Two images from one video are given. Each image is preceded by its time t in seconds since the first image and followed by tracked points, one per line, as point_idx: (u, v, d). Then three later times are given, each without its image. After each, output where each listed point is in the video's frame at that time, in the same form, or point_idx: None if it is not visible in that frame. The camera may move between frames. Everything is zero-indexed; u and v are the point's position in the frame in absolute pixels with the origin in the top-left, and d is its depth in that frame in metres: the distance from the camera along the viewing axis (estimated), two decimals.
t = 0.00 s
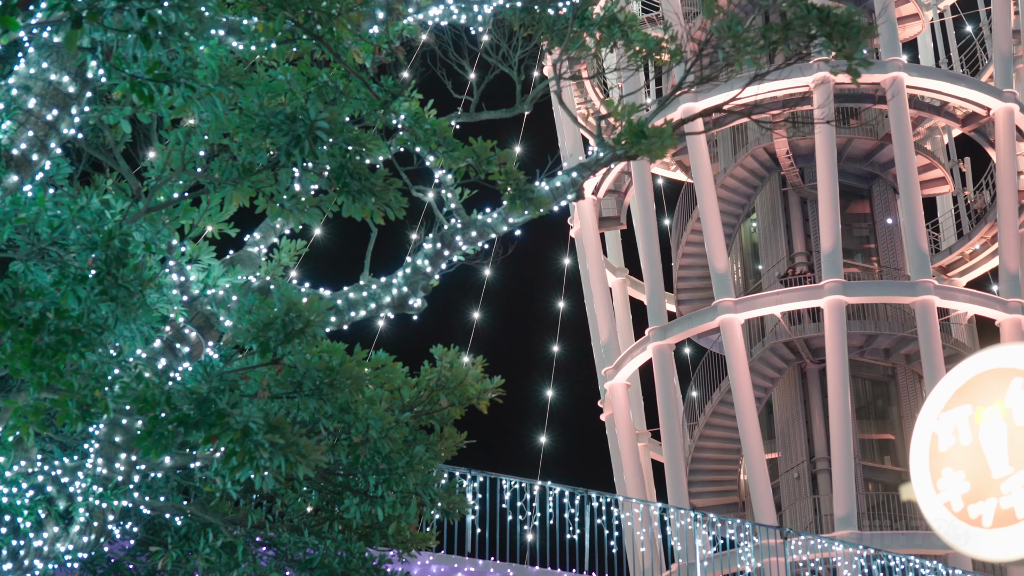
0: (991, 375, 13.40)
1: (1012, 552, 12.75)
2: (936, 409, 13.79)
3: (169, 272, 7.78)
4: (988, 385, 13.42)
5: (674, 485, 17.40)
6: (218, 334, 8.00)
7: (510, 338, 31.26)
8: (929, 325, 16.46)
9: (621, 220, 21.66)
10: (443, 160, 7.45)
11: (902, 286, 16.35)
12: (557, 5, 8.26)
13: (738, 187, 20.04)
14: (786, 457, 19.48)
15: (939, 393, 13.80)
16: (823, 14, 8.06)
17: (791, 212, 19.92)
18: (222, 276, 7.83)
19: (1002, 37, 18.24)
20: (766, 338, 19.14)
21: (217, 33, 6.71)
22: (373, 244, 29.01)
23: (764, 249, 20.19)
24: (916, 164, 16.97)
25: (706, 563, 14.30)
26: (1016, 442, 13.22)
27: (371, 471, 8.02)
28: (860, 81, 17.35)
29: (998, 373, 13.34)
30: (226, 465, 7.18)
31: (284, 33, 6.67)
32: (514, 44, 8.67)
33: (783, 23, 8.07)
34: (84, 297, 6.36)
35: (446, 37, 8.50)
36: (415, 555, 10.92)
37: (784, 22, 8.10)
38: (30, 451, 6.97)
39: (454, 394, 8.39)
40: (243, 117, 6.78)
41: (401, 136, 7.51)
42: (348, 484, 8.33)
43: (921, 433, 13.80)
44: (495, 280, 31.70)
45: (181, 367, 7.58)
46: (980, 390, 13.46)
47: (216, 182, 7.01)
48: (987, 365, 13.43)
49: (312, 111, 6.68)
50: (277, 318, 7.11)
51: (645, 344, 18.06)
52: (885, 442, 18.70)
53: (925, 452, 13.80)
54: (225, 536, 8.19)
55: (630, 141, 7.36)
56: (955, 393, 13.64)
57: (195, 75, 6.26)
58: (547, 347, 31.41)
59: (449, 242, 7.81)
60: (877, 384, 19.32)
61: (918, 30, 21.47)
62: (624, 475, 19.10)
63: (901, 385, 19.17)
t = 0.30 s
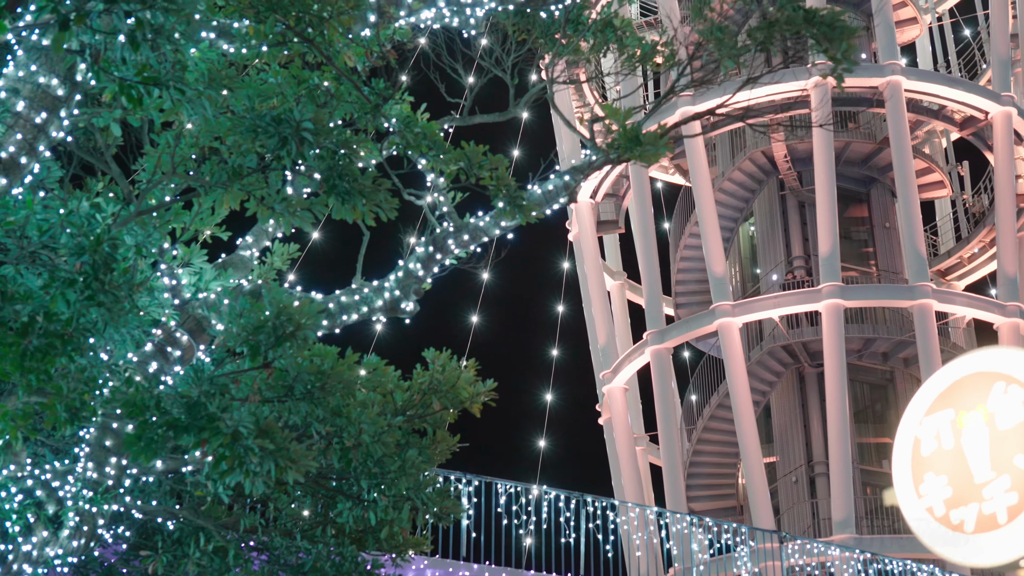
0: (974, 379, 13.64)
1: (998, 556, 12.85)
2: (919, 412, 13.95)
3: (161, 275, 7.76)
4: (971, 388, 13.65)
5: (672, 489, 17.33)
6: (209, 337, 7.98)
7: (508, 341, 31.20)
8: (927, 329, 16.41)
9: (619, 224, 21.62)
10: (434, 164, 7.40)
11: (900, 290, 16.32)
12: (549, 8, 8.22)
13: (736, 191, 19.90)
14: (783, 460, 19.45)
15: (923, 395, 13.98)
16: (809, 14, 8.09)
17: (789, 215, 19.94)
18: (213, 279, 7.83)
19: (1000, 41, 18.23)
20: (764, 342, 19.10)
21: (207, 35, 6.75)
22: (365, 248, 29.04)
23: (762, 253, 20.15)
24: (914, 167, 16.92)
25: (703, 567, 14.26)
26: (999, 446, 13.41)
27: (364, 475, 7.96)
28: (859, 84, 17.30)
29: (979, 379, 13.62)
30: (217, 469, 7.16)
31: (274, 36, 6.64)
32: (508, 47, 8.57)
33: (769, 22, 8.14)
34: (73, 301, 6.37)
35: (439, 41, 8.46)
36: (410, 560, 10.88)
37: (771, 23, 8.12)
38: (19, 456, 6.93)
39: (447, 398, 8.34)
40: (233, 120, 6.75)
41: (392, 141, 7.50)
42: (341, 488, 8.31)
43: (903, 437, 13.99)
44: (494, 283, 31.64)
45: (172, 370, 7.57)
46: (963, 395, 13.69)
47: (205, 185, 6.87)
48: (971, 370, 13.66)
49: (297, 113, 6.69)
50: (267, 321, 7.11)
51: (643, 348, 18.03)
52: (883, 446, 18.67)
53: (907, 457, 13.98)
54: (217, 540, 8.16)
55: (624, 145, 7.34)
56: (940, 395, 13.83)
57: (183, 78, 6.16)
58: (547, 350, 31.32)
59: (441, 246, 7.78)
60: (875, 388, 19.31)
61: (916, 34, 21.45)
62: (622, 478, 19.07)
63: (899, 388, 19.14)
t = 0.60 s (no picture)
0: (955, 390, 13.49)
1: (984, 563, 12.59)
2: (900, 414, 13.85)
3: (151, 282, 7.72)
4: (951, 397, 13.50)
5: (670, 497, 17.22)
6: (200, 344, 7.95)
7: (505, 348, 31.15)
8: (926, 337, 16.34)
9: (617, 231, 21.61)
10: (424, 170, 7.48)
11: (898, 296, 16.29)
12: (540, 15, 8.28)
13: (733, 198, 20.26)
14: (781, 467, 19.41)
15: (906, 398, 13.89)
16: (799, 21, 8.12)
17: (787, 222, 19.84)
18: (205, 286, 7.77)
19: (997, 47, 18.23)
20: (762, 349, 19.06)
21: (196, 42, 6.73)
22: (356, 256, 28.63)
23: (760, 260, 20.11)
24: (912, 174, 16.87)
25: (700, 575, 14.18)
26: (980, 451, 13.14)
27: (355, 483, 7.91)
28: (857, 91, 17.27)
29: (959, 390, 13.48)
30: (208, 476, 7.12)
31: (264, 42, 6.60)
32: (501, 54, 8.55)
33: (762, 32, 8.18)
34: (60, 308, 6.36)
35: (430, 47, 8.44)
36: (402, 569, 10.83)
37: (763, 33, 8.17)
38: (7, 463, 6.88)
39: (439, 405, 8.34)
40: (223, 126, 6.72)
41: (383, 146, 7.51)
42: (330, 495, 8.28)
43: (883, 444, 13.93)
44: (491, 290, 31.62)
45: (162, 378, 7.40)
46: (944, 402, 13.54)
47: (197, 192, 6.91)
48: (951, 382, 13.56)
49: (291, 120, 6.57)
50: (258, 327, 7.09)
51: (640, 355, 17.99)
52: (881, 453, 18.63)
53: (889, 465, 13.86)
54: (207, 548, 8.11)
55: (616, 151, 7.32)
56: (922, 401, 13.72)
57: (171, 84, 6.11)
58: (543, 357, 31.25)
59: (433, 252, 7.73)
60: (873, 395, 19.28)
61: (913, 41, 21.45)
62: (620, 485, 19.02)
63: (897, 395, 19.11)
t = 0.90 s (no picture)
0: (935, 402, 6.48)
1: None
2: (875, 433, 6.81)
3: (143, 294, 7.71)
4: (929, 412, 6.48)
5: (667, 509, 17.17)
6: (191, 356, 7.90)
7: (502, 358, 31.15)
8: (923, 348, 16.30)
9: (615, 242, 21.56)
10: (416, 181, 7.36)
11: (895, 308, 16.26)
12: (533, 27, 8.22)
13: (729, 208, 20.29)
14: (779, 479, 19.34)
15: (882, 414, 6.92)
16: (801, 36, 8.10)
17: (785, 233, 19.80)
18: (196, 298, 7.82)
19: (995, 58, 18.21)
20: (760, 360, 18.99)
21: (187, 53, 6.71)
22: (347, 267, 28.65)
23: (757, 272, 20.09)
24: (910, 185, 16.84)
25: None
26: (958, 473, 5.99)
27: (346, 495, 7.92)
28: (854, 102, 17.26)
29: (941, 397, 6.44)
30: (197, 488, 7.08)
31: (255, 54, 6.57)
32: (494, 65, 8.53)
33: (761, 47, 8.19)
34: (49, 319, 6.35)
35: (421, 58, 8.41)
36: None
37: (763, 48, 8.16)
38: None
39: (430, 417, 8.28)
40: (213, 137, 6.70)
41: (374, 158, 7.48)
42: (319, 507, 8.28)
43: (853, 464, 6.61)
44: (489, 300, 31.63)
45: (153, 390, 7.47)
46: (921, 416, 6.53)
47: (186, 203, 6.90)
48: (932, 389, 6.57)
49: (279, 131, 6.53)
50: (247, 339, 7.05)
51: (638, 366, 17.95)
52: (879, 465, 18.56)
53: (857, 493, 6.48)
54: (198, 562, 8.06)
55: (606, 163, 7.30)
56: (901, 416, 6.71)
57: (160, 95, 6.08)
58: (541, 369, 31.15)
59: (424, 264, 7.71)
60: (870, 407, 19.24)
61: (911, 52, 21.43)
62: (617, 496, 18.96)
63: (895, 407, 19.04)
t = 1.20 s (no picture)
0: (917, 427, 6.98)
1: None
2: (860, 457, 7.30)
3: (134, 313, 7.70)
4: (912, 436, 6.97)
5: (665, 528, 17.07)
6: (184, 375, 7.83)
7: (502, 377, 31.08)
8: (921, 366, 16.26)
9: (613, 259, 21.55)
10: (410, 201, 7.43)
11: (894, 326, 16.21)
12: (525, 44, 7.98)
13: (731, 226, 19.97)
14: (778, 498, 19.25)
15: (868, 439, 7.38)
16: (785, 48, 8.15)
17: (783, 251, 19.80)
18: (188, 317, 7.85)
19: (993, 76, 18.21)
20: (758, 378, 18.90)
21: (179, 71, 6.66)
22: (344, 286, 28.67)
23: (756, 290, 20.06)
24: (908, 202, 16.81)
25: None
26: (943, 497, 6.57)
27: (339, 515, 7.87)
28: (853, 120, 17.23)
29: (925, 422, 6.94)
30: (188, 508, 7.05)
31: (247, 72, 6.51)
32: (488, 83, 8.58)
33: (748, 62, 8.24)
34: (39, 339, 6.34)
35: (414, 77, 8.43)
36: None
37: (751, 62, 8.19)
38: None
39: (423, 437, 8.29)
40: (204, 156, 6.60)
41: (366, 176, 7.47)
42: (312, 529, 8.14)
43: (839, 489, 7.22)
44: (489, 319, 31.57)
45: (144, 410, 7.47)
46: (905, 441, 7.00)
47: (173, 224, 6.78)
48: (914, 416, 7.08)
49: (266, 151, 6.60)
50: (238, 359, 7.01)
51: (636, 384, 17.88)
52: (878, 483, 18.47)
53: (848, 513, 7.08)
54: None
55: (602, 183, 7.28)
56: (884, 440, 7.21)
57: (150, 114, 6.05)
58: (540, 387, 31.10)
59: (417, 283, 7.73)
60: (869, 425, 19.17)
61: (909, 69, 21.46)
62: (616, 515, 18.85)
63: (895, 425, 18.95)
